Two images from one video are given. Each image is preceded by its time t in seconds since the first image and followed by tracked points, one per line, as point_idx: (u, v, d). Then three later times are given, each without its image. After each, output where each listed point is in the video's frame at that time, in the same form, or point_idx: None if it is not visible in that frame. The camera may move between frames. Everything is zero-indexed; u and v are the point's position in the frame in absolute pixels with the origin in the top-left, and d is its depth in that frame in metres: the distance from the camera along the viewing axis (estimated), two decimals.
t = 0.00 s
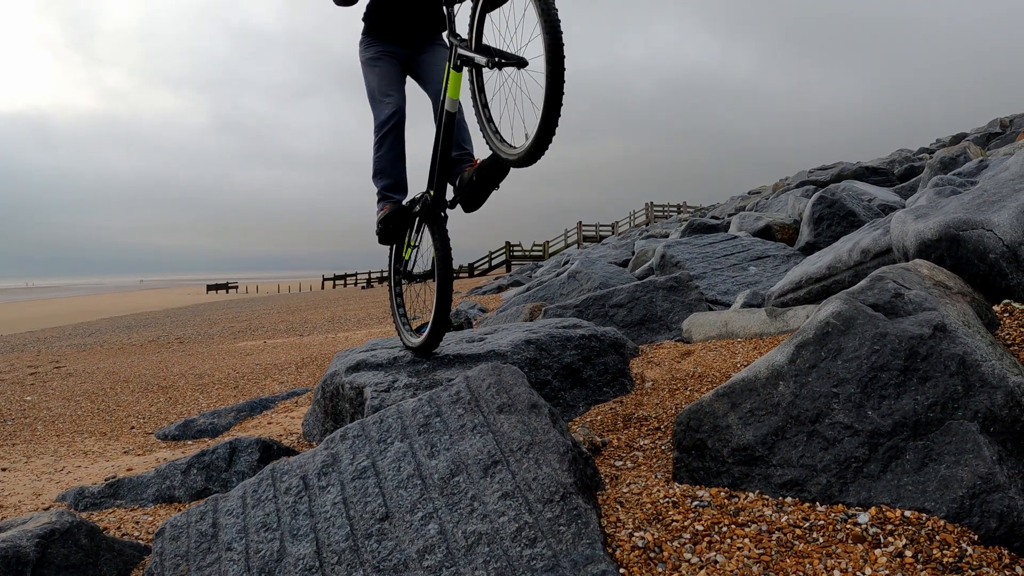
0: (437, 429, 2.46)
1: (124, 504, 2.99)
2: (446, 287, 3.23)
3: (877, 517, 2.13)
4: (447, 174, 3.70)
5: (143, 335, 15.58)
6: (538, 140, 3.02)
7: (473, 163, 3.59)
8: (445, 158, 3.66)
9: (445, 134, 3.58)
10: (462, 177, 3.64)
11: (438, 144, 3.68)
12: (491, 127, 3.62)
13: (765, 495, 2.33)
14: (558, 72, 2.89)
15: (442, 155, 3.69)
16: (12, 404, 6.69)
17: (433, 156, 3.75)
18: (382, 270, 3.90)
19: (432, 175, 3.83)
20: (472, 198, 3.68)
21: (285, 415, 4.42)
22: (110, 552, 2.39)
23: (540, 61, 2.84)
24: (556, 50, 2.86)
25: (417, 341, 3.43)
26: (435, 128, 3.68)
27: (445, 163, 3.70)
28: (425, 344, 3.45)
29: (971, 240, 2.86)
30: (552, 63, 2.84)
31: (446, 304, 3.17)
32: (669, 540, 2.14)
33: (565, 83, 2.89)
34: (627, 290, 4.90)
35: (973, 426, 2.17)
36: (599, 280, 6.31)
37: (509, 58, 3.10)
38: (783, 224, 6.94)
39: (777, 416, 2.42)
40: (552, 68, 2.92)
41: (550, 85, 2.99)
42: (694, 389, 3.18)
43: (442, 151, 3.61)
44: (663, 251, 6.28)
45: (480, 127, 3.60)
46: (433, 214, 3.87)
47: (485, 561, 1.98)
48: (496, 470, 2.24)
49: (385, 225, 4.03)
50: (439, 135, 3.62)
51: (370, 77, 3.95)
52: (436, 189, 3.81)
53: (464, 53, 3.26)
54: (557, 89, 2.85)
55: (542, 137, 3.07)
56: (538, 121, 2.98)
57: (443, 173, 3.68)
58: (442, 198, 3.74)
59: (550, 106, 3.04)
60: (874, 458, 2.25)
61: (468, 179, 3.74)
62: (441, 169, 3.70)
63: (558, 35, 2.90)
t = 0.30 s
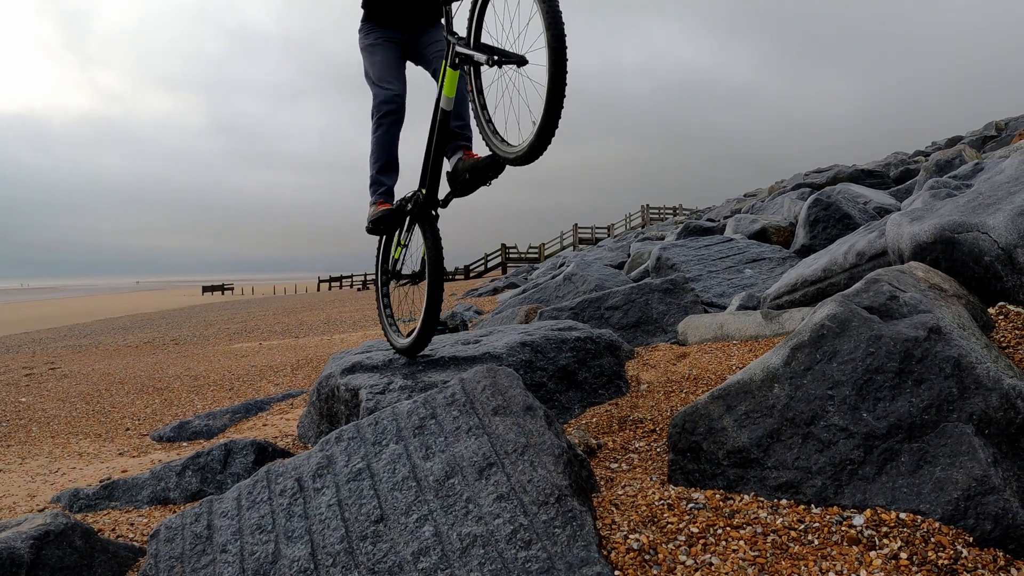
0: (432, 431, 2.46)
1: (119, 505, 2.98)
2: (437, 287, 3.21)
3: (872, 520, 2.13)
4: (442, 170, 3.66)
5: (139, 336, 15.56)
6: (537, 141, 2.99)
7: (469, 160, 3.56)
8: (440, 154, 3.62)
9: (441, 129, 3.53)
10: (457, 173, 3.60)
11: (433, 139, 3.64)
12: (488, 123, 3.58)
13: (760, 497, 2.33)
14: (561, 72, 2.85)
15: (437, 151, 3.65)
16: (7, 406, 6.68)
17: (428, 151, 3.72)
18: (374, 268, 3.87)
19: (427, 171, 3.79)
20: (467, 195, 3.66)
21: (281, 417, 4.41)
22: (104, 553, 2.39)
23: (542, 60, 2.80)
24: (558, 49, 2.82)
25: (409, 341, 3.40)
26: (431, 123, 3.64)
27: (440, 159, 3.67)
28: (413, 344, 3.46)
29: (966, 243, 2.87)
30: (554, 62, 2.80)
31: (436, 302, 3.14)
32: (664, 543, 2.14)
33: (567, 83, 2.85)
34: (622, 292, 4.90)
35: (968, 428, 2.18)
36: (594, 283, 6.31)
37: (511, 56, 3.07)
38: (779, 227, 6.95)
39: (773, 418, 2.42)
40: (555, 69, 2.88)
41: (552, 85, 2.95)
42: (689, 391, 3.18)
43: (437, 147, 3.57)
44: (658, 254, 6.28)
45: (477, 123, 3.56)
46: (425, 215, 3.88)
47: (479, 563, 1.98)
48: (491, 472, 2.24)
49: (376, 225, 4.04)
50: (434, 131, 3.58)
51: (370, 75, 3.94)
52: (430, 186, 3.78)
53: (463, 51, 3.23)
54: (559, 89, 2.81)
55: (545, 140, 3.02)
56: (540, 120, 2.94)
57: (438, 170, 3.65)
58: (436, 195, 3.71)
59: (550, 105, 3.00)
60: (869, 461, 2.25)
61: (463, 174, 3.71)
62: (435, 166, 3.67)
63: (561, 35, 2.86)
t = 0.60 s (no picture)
0: (426, 433, 2.46)
1: (112, 507, 2.97)
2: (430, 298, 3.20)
3: (866, 522, 2.13)
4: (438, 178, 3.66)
5: (134, 338, 15.52)
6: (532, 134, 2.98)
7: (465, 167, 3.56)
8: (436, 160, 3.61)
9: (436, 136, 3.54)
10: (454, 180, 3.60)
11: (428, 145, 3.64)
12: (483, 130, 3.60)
13: (754, 499, 2.33)
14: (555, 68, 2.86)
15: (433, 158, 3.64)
16: None
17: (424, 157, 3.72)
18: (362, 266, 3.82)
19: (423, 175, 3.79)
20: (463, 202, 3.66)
21: (274, 419, 4.40)
22: (97, 555, 2.38)
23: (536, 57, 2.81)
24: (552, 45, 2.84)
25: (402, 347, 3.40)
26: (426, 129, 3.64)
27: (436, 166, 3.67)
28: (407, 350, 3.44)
29: (960, 246, 2.87)
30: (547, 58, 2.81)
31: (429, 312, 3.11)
32: (658, 545, 2.13)
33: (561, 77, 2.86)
34: (616, 294, 4.90)
35: (962, 431, 2.18)
36: (588, 285, 6.31)
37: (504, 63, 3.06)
38: (773, 230, 6.96)
39: (766, 420, 2.42)
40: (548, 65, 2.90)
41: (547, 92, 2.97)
42: (683, 394, 3.18)
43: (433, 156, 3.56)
44: (652, 257, 6.28)
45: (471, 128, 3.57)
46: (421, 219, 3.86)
47: (473, 565, 1.97)
48: (484, 474, 2.24)
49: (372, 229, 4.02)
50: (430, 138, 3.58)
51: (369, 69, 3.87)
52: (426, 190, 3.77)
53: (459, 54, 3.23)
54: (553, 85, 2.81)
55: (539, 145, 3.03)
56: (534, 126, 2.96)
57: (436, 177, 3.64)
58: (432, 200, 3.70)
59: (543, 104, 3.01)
60: (863, 463, 2.25)
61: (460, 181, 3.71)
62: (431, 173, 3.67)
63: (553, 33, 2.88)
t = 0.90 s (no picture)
0: (418, 436, 2.46)
1: (103, 510, 2.97)
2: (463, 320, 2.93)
3: (857, 525, 2.14)
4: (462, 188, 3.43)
5: (127, 340, 15.48)
6: (620, 75, 2.90)
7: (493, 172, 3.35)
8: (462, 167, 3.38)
9: (462, 139, 3.33)
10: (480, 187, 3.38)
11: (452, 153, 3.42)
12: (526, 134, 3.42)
13: (745, 503, 2.33)
14: (625, 13, 2.90)
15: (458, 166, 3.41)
16: None
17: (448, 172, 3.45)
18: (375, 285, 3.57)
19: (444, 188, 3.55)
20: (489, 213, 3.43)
21: (266, 422, 4.40)
22: (88, 558, 2.37)
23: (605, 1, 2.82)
24: None
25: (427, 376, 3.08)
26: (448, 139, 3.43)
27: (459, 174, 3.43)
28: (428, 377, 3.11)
29: (951, 250, 2.89)
30: None
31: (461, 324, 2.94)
32: (649, 549, 2.13)
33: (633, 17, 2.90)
34: (608, 298, 4.91)
35: (953, 434, 2.20)
36: (580, 289, 6.31)
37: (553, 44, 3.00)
38: (765, 234, 6.97)
39: (758, 424, 2.43)
40: (613, 16, 2.93)
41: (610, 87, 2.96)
42: (675, 398, 3.19)
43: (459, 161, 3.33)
44: (644, 261, 6.29)
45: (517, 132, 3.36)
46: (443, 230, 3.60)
47: (465, 568, 1.97)
48: (476, 478, 2.24)
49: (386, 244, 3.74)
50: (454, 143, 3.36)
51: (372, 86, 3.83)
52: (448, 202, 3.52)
53: (491, 42, 3.13)
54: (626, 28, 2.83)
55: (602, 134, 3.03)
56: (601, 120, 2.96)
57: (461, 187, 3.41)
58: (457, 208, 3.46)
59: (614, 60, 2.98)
60: (854, 466, 2.26)
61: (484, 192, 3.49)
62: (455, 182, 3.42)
63: None
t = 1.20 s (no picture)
0: (407, 441, 2.48)
1: (95, 513, 2.99)
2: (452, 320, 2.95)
3: (842, 530, 2.15)
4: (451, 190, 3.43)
5: (121, 343, 15.48)
6: (619, 64, 2.87)
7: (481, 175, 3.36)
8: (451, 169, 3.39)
9: (451, 141, 3.33)
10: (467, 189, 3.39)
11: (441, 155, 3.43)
12: (534, 151, 3.36)
13: (732, 508, 2.35)
14: (617, 8, 2.91)
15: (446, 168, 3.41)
16: None
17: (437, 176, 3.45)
18: (364, 286, 3.60)
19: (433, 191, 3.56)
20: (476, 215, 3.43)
21: (258, 425, 4.42)
22: (79, 561, 2.38)
23: None
24: None
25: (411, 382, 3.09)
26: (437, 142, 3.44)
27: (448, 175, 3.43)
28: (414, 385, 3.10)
29: (941, 255, 2.90)
30: None
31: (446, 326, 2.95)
32: (636, 553, 2.15)
33: (627, 13, 2.91)
34: (600, 302, 4.92)
35: (938, 440, 2.22)
36: (572, 294, 6.33)
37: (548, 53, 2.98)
38: (757, 239, 6.99)
39: (745, 429, 2.44)
40: (604, 13, 2.94)
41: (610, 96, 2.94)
42: (664, 403, 3.20)
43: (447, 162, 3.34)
44: (637, 265, 6.30)
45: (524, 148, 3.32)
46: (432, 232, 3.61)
47: (452, 572, 1.99)
48: (464, 482, 2.26)
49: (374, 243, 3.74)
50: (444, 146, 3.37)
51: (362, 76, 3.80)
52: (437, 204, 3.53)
53: (486, 48, 3.12)
54: (619, 21, 2.84)
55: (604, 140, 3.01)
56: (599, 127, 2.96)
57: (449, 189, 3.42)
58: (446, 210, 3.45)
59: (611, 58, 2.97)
60: (840, 472, 2.28)
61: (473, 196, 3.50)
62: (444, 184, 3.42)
63: None
